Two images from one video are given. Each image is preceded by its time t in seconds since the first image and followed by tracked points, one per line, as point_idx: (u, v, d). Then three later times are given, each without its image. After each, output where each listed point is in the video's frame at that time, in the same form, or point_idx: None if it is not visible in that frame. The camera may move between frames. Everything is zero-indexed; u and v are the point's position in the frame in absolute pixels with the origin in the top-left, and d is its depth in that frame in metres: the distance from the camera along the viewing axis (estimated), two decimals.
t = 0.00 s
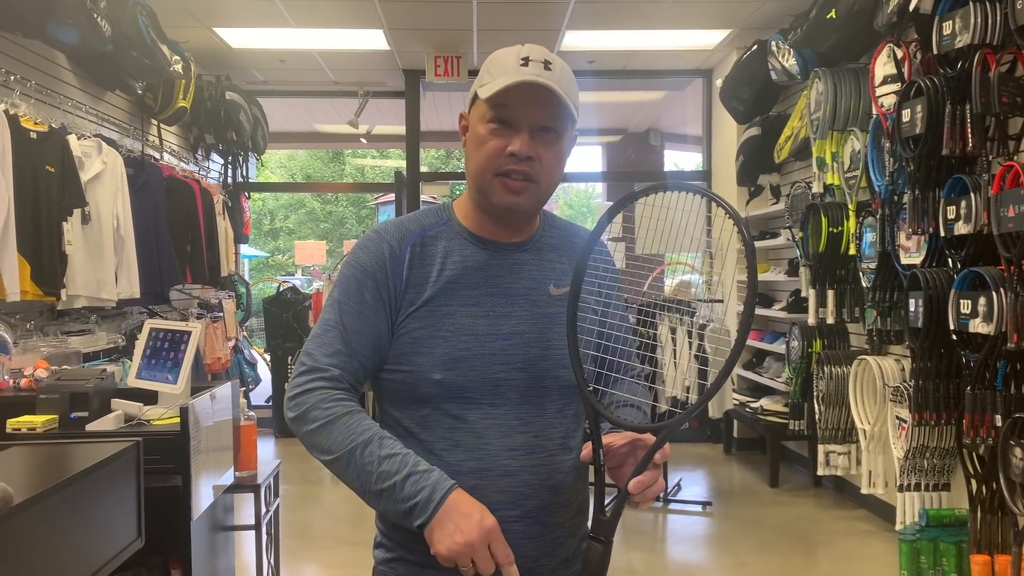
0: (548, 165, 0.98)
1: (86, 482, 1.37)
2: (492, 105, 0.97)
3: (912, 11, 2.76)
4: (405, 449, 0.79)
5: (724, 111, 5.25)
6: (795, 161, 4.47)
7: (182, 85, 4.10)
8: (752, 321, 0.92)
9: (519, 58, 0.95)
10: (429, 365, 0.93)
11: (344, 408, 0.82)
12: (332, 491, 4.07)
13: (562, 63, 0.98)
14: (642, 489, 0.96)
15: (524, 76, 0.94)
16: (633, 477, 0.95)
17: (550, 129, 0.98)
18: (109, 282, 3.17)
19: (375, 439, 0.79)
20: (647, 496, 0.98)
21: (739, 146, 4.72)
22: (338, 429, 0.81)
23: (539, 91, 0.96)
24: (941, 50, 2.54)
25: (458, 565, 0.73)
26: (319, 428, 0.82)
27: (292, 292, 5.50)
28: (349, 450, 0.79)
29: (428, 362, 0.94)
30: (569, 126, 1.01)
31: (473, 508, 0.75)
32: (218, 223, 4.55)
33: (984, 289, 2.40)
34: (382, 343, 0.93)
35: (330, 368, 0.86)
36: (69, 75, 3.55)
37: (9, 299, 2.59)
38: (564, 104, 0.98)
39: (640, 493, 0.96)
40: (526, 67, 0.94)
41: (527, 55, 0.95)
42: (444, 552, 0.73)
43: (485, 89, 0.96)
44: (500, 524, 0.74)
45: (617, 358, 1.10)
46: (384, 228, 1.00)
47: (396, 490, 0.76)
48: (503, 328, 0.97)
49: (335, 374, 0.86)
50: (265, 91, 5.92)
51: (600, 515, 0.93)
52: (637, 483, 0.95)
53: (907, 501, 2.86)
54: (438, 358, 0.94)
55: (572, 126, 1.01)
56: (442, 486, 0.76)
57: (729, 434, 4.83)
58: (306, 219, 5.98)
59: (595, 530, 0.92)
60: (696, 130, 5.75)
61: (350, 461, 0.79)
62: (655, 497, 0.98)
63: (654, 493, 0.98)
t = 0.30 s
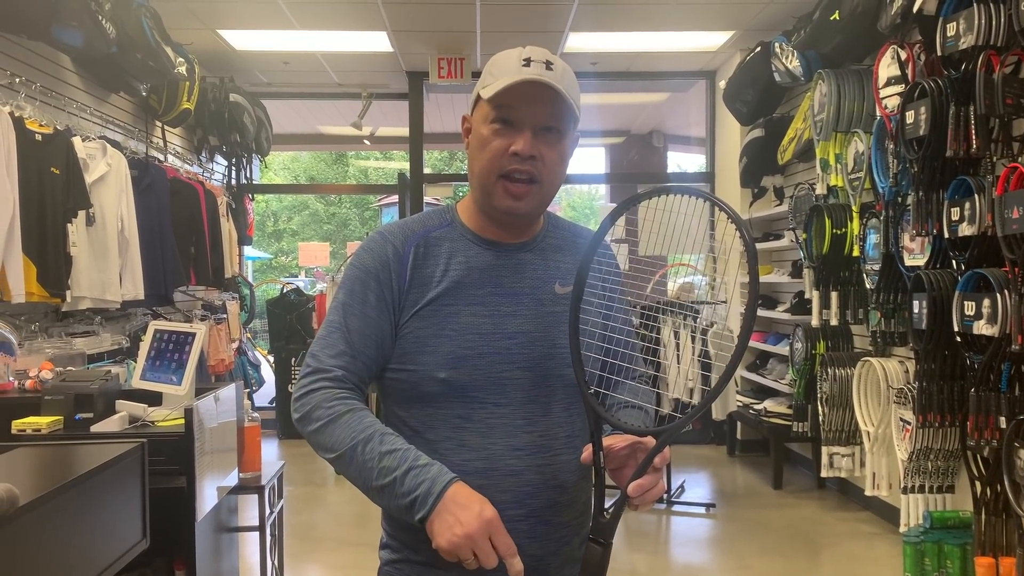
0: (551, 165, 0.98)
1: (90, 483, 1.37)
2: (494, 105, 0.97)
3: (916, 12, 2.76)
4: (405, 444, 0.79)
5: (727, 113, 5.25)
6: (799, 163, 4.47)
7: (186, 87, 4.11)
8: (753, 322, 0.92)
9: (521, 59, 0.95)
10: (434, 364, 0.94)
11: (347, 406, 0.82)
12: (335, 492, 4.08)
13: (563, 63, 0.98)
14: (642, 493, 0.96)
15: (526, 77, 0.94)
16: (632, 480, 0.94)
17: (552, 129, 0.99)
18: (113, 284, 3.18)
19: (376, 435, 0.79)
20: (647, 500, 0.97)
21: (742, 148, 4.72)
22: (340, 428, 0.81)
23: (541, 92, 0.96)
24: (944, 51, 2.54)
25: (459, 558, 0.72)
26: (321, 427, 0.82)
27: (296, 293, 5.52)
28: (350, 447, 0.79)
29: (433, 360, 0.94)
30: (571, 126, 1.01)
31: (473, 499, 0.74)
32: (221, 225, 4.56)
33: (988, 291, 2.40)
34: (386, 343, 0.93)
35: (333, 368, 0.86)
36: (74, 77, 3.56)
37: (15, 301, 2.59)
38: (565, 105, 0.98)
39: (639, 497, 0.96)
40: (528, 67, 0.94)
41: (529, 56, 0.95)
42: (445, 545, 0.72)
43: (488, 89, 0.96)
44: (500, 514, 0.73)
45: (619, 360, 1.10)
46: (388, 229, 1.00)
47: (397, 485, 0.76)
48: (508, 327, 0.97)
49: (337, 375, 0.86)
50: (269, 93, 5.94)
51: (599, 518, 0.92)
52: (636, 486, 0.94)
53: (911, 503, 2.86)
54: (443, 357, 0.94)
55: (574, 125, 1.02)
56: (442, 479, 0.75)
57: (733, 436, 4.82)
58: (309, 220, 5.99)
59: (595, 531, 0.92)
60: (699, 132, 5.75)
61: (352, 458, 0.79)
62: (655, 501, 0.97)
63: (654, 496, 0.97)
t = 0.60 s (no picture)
0: (557, 163, 0.99)
1: (93, 485, 1.37)
2: (502, 103, 0.98)
3: (916, 14, 2.76)
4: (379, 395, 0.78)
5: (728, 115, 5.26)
6: (799, 165, 4.47)
7: (187, 89, 4.11)
8: (755, 324, 0.92)
9: (529, 59, 0.96)
10: (439, 364, 0.94)
11: (330, 376, 0.83)
12: (337, 493, 4.08)
13: (571, 65, 0.99)
14: (646, 495, 0.96)
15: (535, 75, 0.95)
16: (637, 483, 0.95)
17: (559, 128, 0.99)
18: (115, 286, 3.18)
19: (353, 390, 0.79)
20: (651, 502, 0.96)
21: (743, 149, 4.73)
22: (320, 393, 0.80)
23: (549, 91, 0.97)
24: (945, 53, 2.54)
25: (431, 477, 0.67)
26: (306, 401, 0.82)
27: (297, 295, 5.51)
28: (328, 405, 0.78)
29: (437, 361, 0.94)
30: (577, 126, 1.02)
31: (442, 422, 0.70)
32: (223, 227, 4.57)
33: (989, 292, 2.40)
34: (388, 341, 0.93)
35: (325, 353, 0.86)
36: (76, 80, 3.57)
37: (17, 303, 2.60)
38: (572, 102, 0.99)
39: (644, 499, 0.96)
40: (536, 66, 0.95)
41: (537, 56, 0.96)
42: (411, 465, 0.67)
43: (496, 88, 0.97)
44: (470, 430, 0.69)
45: (622, 363, 1.10)
46: (392, 229, 1.01)
47: (368, 426, 0.74)
48: (512, 327, 0.97)
49: (327, 358, 0.86)
50: (270, 94, 5.95)
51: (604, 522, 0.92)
52: (641, 488, 0.95)
53: (914, 505, 2.86)
54: (448, 357, 0.94)
55: (581, 126, 1.03)
56: (410, 413, 0.73)
57: (734, 438, 4.83)
58: (310, 222, 6.00)
59: (600, 534, 0.92)
60: (700, 134, 5.76)
61: (331, 417, 0.78)
62: (659, 502, 0.97)
63: (658, 498, 0.97)
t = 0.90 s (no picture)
0: (561, 164, 0.99)
1: (94, 489, 1.37)
2: (507, 105, 0.99)
3: (916, 16, 2.77)
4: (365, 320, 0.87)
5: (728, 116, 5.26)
6: (799, 166, 4.48)
7: (187, 92, 4.11)
8: (762, 326, 0.93)
9: (534, 61, 0.97)
10: (441, 365, 0.94)
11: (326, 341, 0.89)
12: (337, 496, 4.07)
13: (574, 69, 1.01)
14: (650, 498, 0.96)
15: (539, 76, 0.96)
16: (641, 485, 0.95)
17: (562, 130, 1.00)
18: (115, 289, 3.18)
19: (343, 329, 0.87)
20: (655, 505, 0.96)
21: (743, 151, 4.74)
22: (319, 346, 0.87)
23: (552, 93, 0.98)
24: (944, 54, 2.55)
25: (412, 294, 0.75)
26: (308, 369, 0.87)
27: (297, 297, 5.50)
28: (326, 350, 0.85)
29: (440, 362, 0.94)
30: (580, 130, 1.03)
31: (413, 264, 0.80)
32: (223, 229, 4.57)
33: (989, 293, 2.40)
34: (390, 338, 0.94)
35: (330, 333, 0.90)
36: (76, 83, 3.57)
37: (17, 306, 2.60)
38: (574, 103, 1.00)
39: (648, 502, 0.96)
40: (541, 68, 0.96)
41: (541, 59, 0.98)
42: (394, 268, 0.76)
43: (501, 89, 0.98)
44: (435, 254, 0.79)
45: (624, 366, 1.10)
46: (393, 230, 1.02)
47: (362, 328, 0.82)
48: (514, 330, 0.97)
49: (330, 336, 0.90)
50: (270, 97, 5.95)
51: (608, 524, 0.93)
52: (646, 491, 0.95)
53: (914, 506, 2.86)
54: (451, 360, 0.94)
55: (583, 130, 1.03)
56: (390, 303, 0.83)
57: (734, 439, 4.83)
58: (310, 224, 5.99)
59: (604, 538, 0.92)
60: (700, 135, 5.76)
61: (330, 356, 0.84)
62: (663, 506, 0.97)
63: (662, 502, 0.97)
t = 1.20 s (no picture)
0: (555, 152, 0.98)
1: (92, 490, 1.37)
2: (501, 99, 1.00)
3: (915, 18, 2.77)
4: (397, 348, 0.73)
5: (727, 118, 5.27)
6: (799, 168, 4.48)
7: (186, 94, 4.11)
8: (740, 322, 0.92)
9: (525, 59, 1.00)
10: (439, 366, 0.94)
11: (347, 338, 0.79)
12: (336, 498, 4.07)
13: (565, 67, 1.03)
14: (635, 494, 0.94)
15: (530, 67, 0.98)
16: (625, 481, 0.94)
17: (557, 121, 1.00)
18: (114, 291, 3.18)
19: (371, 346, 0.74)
20: (642, 502, 0.95)
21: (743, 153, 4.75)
22: (338, 345, 0.76)
23: (544, 86, 1.00)
24: (943, 56, 2.55)
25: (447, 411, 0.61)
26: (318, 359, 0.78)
27: (296, 298, 5.49)
28: (343, 361, 0.74)
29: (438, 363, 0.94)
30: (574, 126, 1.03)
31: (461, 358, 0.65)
32: (222, 231, 4.57)
33: (988, 295, 2.40)
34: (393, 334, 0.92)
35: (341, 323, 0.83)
36: (75, 85, 3.57)
37: (16, 307, 2.60)
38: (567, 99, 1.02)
39: (633, 498, 0.94)
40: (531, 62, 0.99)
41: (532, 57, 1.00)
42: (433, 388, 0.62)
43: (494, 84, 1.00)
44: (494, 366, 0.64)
45: (621, 364, 1.10)
46: (394, 229, 1.01)
47: (385, 371, 0.69)
48: (511, 330, 0.97)
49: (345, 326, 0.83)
50: (269, 98, 5.95)
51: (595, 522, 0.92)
52: (629, 487, 0.94)
53: (914, 508, 2.86)
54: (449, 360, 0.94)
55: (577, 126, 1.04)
56: (429, 355, 0.68)
57: (734, 441, 4.82)
58: (310, 225, 5.99)
59: (592, 537, 0.91)
60: (699, 137, 5.77)
61: (344, 372, 0.73)
62: (650, 503, 0.96)
63: (649, 498, 0.96)
